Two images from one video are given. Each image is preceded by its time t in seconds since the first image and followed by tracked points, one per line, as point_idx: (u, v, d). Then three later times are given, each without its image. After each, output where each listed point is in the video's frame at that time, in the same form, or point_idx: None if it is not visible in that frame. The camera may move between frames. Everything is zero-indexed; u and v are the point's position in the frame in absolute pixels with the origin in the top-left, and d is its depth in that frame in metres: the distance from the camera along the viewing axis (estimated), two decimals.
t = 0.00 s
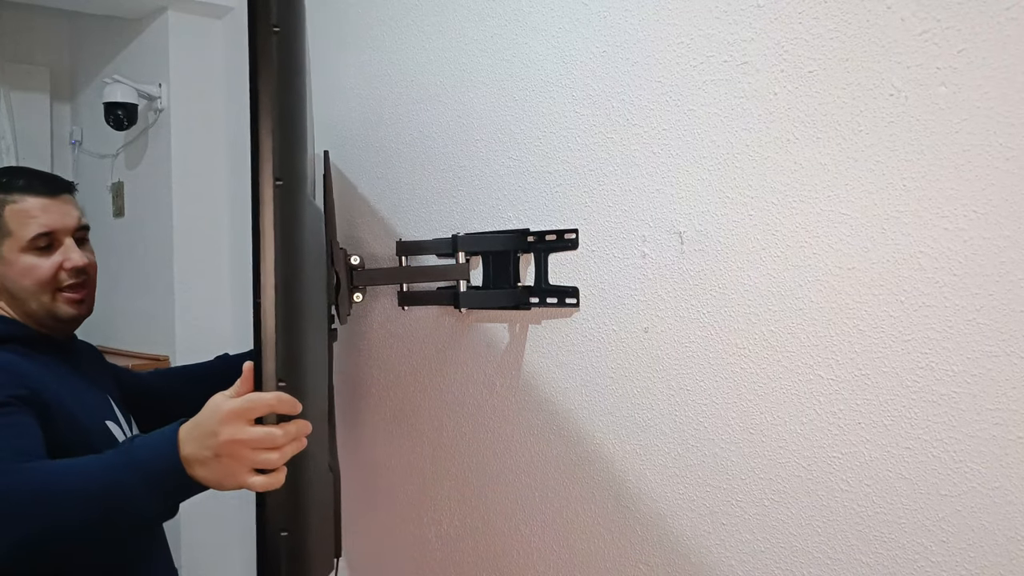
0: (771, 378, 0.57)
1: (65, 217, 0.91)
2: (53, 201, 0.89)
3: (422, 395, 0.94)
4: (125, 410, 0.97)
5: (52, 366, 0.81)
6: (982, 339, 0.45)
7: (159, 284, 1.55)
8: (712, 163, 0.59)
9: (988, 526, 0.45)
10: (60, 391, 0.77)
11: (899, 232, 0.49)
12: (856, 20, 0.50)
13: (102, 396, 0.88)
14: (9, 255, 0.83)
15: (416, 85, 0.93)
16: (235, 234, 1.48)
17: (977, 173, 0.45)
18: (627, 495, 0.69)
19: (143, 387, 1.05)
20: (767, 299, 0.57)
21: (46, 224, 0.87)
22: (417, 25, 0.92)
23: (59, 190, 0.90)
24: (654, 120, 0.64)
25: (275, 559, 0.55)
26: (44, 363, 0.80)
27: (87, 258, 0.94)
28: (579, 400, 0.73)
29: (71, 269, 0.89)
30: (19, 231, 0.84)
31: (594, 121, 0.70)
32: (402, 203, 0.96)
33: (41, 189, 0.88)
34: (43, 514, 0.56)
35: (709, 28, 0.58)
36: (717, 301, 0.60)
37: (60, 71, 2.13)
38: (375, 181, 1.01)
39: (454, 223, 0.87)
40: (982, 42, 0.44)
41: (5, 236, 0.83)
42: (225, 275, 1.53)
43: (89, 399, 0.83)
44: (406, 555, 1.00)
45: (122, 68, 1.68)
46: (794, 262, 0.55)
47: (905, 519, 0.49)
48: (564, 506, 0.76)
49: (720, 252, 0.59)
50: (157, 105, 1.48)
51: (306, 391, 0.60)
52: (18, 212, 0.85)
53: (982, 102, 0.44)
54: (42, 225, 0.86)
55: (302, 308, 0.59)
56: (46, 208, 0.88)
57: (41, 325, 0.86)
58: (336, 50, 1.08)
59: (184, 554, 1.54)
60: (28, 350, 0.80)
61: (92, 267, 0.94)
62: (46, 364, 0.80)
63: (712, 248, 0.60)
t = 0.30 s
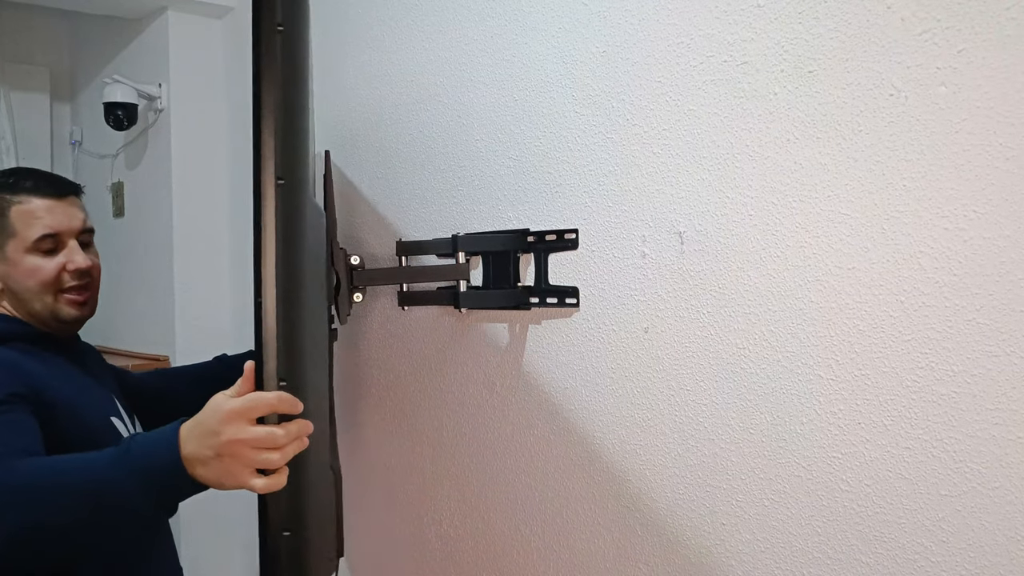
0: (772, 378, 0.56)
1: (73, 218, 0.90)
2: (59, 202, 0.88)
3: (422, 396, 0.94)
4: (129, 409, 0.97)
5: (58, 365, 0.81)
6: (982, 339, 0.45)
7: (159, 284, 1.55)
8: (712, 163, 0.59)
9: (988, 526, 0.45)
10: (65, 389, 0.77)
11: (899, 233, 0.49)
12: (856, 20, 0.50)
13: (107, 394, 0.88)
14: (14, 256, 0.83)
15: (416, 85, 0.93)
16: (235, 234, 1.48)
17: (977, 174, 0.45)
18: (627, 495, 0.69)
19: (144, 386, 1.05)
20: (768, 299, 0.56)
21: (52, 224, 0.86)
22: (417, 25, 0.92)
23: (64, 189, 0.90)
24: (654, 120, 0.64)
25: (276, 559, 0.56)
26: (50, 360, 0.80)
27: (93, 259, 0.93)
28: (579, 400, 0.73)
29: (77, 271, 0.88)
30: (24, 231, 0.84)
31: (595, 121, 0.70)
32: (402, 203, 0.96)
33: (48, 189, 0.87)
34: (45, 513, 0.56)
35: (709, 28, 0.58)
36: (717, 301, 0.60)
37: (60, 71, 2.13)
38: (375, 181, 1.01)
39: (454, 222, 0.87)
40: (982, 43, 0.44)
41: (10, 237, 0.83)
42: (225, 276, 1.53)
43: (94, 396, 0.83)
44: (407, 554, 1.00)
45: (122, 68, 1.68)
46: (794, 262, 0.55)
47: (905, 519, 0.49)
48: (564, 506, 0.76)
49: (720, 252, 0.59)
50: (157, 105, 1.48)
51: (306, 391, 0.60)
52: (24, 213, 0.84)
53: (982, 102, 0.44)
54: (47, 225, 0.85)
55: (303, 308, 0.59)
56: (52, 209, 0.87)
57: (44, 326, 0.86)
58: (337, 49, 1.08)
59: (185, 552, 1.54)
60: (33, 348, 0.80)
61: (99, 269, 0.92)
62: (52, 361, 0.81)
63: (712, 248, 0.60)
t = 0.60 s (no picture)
0: (771, 378, 0.57)
1: (74, 216, 0.90)
2: (59, 200, 0.88)
3: (423, 396, 0.94)
4: (132, 409, 0.97)
5: (62, 364, 0.81)
6: (982, 339, 0.45)
7: (159, 284, 1.55)
8: (711, 163, 0.59)
9: (987, 526, 0.45)
10: (69, 388, 0.78)
11: (899, 233, 0.49)
12: (856, 21, 0.50)
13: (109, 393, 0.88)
14: (13, 255, 0.83)
15: (416, 86, 0.93)
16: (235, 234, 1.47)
17: (977, 174, 0.45)
18: (627, 494, 0.69)
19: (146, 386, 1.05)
20: (767, 299, 0.57)
21: (52, 222, 0.86)
22: (417, 25, 0.92)
23: (64, 189, 0.91)
24: (654, 121, 0.64)
25: (302, 560, 0.55)
26: (54, 359, 0.80)
27: (96, 257, 0.92)
28: (579, 399, 0.73)
29: (78, 268, 0.88)
30: (24, 230, 0.84)
31: (594, 121, 0.70)
32: (402, 203, 0.96)
33: (48, 188, 0.88)
34: (48, 513, 0.56)
35: (709, 28, 0.59)
36: (717, 301, 0.60)
37: (60, 71, 2.13)
38: (375, 181, 1.01)
39: (454, 223, 0.87)
40: (982, 43, 0.44)
41: (9, 236, 0.83)
42: (225, 276, 1.53)
43: (97, 395, 0.83)
44: (407, 555, 1.00)
45: (122, 68, 1.68)
46: (794, 262, 0.55)
47: (905, 519, 0.49)
48: (564, 506, 0.76)
49: (719, 252, 0.59)
50: (157, 105, 1.49)
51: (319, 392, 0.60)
52: (24, 211, 0.84)
53: (982, 102, 0.44)
54: (47, 224, 0.86)
55: (308, 310, 0.59)
56: (51, 207, 0.87)
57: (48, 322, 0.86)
58: (337, 50, 1.08)
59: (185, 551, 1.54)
60: (37, 346, 0.80)
61: (100, 264, 0.92)
62: (56, 360, 0.81)
63: (711, 248, 0.60)
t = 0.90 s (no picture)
0: (771, 378, 0.56)
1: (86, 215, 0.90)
2: (71, 199, 0.88)
3: (422, 395, 0.94)
4: (135, 408, 0.97)
5: (65, 363, 0.81)
6: (981, 339, 0.45)
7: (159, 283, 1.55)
8: (711, 162, 0.59)
9: (987, 526, 0.45)
10: (71, 386, 0.78)
11: (898, 232, 0.49)
12: (857, 20, 0.50)
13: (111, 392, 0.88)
14: (27, 254, 0.82)
15: (416, 85, 0.93)
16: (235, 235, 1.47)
17: (978, 174, 0.45)
18: (627, 495, 0.69)
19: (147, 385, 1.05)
20: (767, 299, 0.57)
21: (65, 222, 0.86)
22: (417, 25, 0.92)
23: (76, 189, 0.91)
24: (654, 121, 0.64)
25: (258, 555, 0.57)
26: (58, 358, 0.81)
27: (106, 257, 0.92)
28: (579, 400, 0.73)
29: (90, 268, 0.88)
30: (37, 229, 0.83)
31: (595, 122, 0.70)
32: (401, 203, 0.96)
33: (60, 189, 0.88)
34: (44, 513, 0.56)
35: (709, 28, 0.59)
36: (716, 301, 0.60)
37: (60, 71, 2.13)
38: (375, 181, 1.01)
39: (454, 222, 0.87)
40: (982, 42, 0.44)
41: (23, 235, 0.82)
42: (225, 276, 1.53)
43: (98, 395, 0.83)
44: (405, 553, 1.00)
45: (121, 68, 1.68)
46: (794, 262, 0.55)
47: (905, 519, 0.49)
48: (564, 506, 0.75)
49: (719, 252, 0.59)
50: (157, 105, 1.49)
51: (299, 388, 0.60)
52: (37, 210, 0.84)
53: (982, 102, 0.44)
54: (61, 223, 0.85)
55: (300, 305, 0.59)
56: (64, 206, 0.87)
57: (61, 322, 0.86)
58: (336, 50, 1.08)
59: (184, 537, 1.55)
60: (41, 345, 0.80)
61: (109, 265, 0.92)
62: (60, 359, 0.81)
63: (711, 248, 0.60)
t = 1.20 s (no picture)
0: (771, 378, 0.57)
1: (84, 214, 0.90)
2: (70, 199, 0.88)
3: (423, 397, 0.94)
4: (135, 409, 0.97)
5: (66, 364, 0.81)
6: (982, 339, 0.45)
7: (159, 284, 1.55)
8: (711, 162, 0.59)
9: (987, 526, 0.45)
10: (72, 387, 0.78)
11: (898, 233, 0.49)
12: (857, 20, 0.50)
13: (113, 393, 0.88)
14: (25, 254, 0.83)
15: (416, 86, 0.93)
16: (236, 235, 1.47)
17: (978, 174, 0.45)
18: (627, 494, 0.69)
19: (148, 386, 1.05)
20: (768, 299, 0.57)
21: (63, 222, 0.86)
22: (417, 26, 0.92)
23: (74, 189, 0.90)
24: (654, 121, 0.64)
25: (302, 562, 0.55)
26: (60, 359, 0.81)
27: (103, 256, 0.92)
28: (579, 400, 0.73)
29: (87, 268, 0.88)
30: (35, 229, 0.83)
31: (595, 121, 0.70)
32: (402, 203, 0.96)
33: (59, 189, 0.88)
34: (48, 513, 0.56)
35: (709, 28, 0.59)
36: (716, 301, 0.60)
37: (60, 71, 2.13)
38: (375, 181, 1.01)
39: (454, 223, 0.87)
40: (982, 43, 0.44)
41: (21, 235, 0.82)
42: (225, 276, 1.53)
43: (100, 396, 0.83)
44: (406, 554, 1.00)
45: (121, 68, 1.67)
46: (794, 262, 0.55)
47: (905, 519, 0.49)
48: (564, 506, 0.75)
49: (719, 252, 0.59)
50: (157, 105, 1.49)
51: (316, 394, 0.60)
52: (36, 211, 0.84)
53: (983, 102, 0.44)
54: (59, 224, 0.85)
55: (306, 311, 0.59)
56: (63, 206, 0.87)
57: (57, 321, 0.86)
58: (336, 50, 1.08)
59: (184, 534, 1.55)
60: (44, 346, 0.81)
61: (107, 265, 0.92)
62: (63, 360, 0.81)
63: (711, 248, 0.60)
